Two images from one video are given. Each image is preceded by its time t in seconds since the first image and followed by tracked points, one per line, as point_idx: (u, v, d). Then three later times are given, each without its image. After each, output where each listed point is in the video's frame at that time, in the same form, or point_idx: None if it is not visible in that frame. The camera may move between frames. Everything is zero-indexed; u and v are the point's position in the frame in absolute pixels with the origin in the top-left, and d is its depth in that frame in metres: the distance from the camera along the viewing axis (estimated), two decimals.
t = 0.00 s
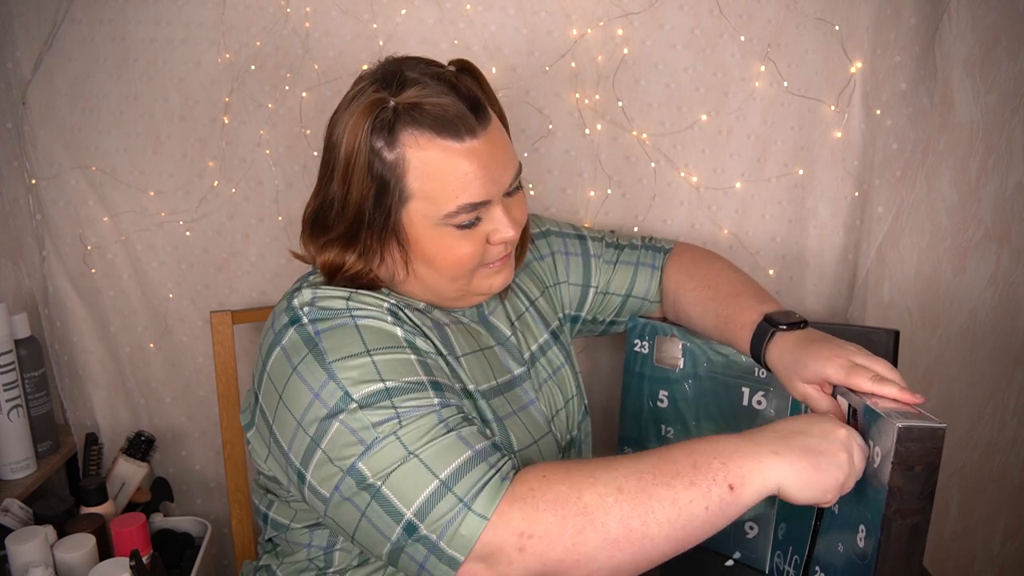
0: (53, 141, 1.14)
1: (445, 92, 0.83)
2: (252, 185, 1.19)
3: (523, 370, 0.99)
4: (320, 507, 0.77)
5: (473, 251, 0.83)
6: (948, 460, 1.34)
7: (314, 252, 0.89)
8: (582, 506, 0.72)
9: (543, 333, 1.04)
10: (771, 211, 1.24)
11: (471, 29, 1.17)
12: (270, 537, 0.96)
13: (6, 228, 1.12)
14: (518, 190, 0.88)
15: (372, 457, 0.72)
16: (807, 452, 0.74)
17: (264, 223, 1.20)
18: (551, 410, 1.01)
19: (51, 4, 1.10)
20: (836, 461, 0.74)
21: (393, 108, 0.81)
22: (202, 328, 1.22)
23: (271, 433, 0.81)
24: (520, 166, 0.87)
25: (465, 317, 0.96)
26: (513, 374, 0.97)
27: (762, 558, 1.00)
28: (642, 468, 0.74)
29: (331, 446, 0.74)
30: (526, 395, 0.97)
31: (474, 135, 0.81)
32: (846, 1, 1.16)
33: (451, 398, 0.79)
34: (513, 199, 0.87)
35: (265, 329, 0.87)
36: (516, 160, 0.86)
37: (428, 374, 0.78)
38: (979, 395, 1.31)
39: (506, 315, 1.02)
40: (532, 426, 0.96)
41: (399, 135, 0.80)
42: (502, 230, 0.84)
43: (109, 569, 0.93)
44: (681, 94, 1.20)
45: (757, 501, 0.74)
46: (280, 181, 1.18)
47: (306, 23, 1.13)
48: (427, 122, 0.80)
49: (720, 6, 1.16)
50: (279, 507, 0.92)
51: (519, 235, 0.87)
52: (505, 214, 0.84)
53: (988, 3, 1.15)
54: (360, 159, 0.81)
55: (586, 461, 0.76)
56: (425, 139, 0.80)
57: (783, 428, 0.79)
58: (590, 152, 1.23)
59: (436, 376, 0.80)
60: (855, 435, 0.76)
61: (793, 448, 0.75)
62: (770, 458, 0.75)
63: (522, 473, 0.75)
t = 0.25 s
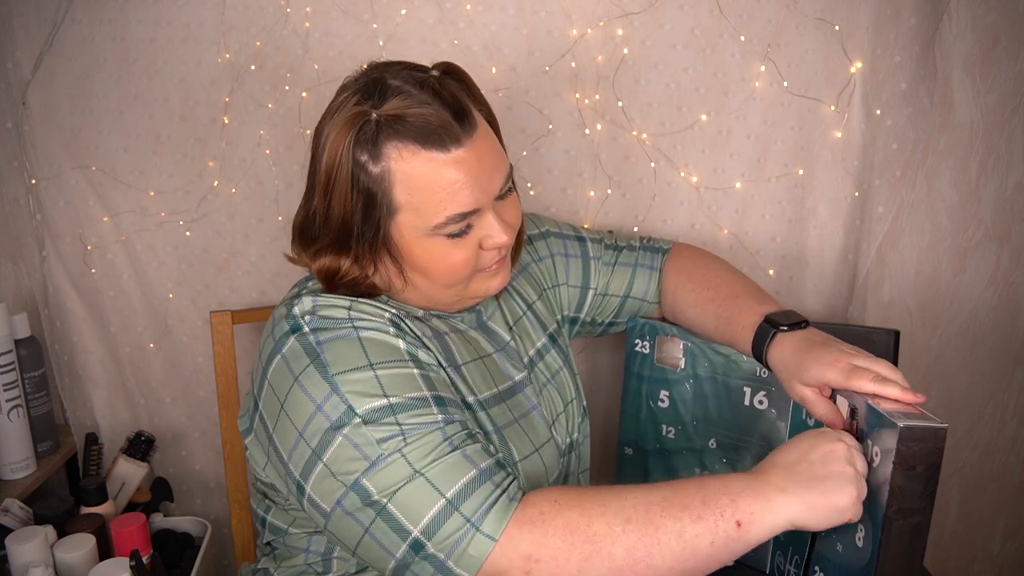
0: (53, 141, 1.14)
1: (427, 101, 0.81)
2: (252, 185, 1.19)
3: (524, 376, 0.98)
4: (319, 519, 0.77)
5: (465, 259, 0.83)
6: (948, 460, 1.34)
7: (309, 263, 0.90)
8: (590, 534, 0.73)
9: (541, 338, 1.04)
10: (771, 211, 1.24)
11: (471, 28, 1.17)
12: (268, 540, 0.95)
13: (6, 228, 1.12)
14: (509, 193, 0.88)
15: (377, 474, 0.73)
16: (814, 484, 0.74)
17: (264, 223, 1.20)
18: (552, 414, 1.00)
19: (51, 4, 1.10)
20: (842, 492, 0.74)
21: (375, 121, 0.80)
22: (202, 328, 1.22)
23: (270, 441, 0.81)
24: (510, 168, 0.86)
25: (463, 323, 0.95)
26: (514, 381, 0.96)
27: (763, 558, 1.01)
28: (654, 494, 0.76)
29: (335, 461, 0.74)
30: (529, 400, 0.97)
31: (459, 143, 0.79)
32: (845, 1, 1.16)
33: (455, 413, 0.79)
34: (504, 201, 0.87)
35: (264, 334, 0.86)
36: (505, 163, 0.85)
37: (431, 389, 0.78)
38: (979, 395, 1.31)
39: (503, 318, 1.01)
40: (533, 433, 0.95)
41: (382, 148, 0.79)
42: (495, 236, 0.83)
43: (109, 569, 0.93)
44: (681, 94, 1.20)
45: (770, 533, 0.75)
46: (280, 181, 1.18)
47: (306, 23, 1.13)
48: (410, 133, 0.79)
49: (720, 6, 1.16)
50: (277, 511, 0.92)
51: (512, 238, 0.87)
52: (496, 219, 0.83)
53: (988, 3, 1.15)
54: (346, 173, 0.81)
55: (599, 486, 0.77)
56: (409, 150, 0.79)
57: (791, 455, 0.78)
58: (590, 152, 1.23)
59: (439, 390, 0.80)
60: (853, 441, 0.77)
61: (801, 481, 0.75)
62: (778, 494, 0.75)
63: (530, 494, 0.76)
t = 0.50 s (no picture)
0: (53, 141, 1.14)
1: (425, 104, 0.81)
2: (252, 185, 1.19)
3: (532, 377, 0.98)
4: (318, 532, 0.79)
5: (470, 261, 0.83)
6: (948, 460, 1.34)
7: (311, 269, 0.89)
8: (565, 565, 0.73)
9: (546, 340, 1.03)
10: (771, 211, 1.24)
11: (471, 28, 1.17)
12: (273, 541, 0.95)
13: (6, 228, 1.12)
14: (511, 193, 0.87)
15: (375, 504, 0.73)
16: (774, 493, 0.74)
17: (264, 223, 1.20)
18: (561, 414, 0.99)
19: (51, 4, 1.10)
20: (803, 502, 0.73)
21: (374, 126, 0.80)
22: (202, 328, 1.22)
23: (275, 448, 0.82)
24: (511, 168, 0.86)
25: (468, 326, 0.95)
26: (523, 382, 0.96)
27: (762, 557, 1.00)
28: (620, 511, 0.75)
29: (333, 486, 0.75)
30: (539, 402, 0.97)
31: (459, 144, 0.79)
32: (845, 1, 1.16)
33: (459, 438, 0.78)
34: (507, 202, 0.86)
35: (272, 338, 0.86)
36: (505, 163, 0.85)
37: (436, 413, 0.78)
38: (979, 395, 1.31)
39: (509, 321, 1.00)
40: (542, 433, 0.95)
41: (382, 153, 0.79)
42: (498, 236, 0.83)
43: (109, 569, 0.93)
44: (682, 94, 1.20)
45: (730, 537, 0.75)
46: (280, 181, 1.18)
47: (306, 23, 1.13)
48: (409, 137, 0.79)
49: (720, 6, 1.16)
50: (281, 514, 0.92)
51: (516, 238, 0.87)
52: (500, 219, 0.83)
53: (988, 3, 1.15)
54: (347, 179, 0.81)
55: (572, 508, 0.77)
56: (409, 154, 0.79)
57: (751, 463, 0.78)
58: (590, 152, 1.23)
59: (444, 413, 0.79)
60: (835, 463, 0.75)
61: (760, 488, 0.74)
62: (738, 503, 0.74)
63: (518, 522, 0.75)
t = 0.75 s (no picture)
0: (53, 141, 1.14)
1: (433, 103, 0.81)
2: (252, 185, 1.19)
3: (533, 376, 0.98)
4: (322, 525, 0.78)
5: (476, 260, 0.83)
6: (948, 460, 1.34)
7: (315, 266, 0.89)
8: (577, 542, 0.73)
9: (547, 338, 1.03)
10: (771, 211, 1.24)
11: (471, 28, 1.17)
12: (275, 539, 0.95)
13: (6, 228, 1.12)
14: (517, 193, 0.88)
15: (381, 490, 0.73)
16: (782, 473, 0.74)
17: (264, 223, 1.20)
18: (561, 411, 0.99)
19: (51, 4, 1.10)
20: (813, 480, 0.74)
21: (382, 124, 0.80)
22: (202, 328, 1.22)
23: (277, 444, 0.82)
24: (517, 168, 0.86)
25: (470, 324, 0.95)
26: (523, 380, 0.96)
27: (762, 558, 1.00)
28: (629, 493, 0.75)
29: (339, 473, 0.75)
30: (539, 400, 0.97)
31: (467, 144, 0.80)
32: (845, 1, 1.16)
33: (463, 426, 0.79)
34: (513, 202, 0.87)
35: (273, 336, 0.86)
36: (512, 163, 0.85)
37: (440, 401, 0.78)
38: (979, 395, 1.31)
39: (510, 319, 1.00)
40: (543, 431, 0.95)
41: (390, 152, 0.79)
42: (504, 236, 0.83)
43: (109, 569, 0.92)
44: (681, 94, 1.20)
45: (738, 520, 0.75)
46: (280, 181, 1.18)
47: (306, 23, 1.13)
48: (417, 136, 0.79)
49: (720, 6, 1.16)
50: (284, 511, 0.92)
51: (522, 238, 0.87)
52: (506, 219, 0.83)
53: (988, 3, 1.15)
54: (354, 178, 0.80)
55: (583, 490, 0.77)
56: (417, 153, 0.79)
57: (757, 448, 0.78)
58: (590, 152, 1.23)
59: (447, 402, 0.79)
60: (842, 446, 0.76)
61: (768, 470, 0.75)
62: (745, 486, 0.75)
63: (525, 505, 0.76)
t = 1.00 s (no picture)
0: (53, 142, 1.14)
1: (425, 100, 0.81)
2: (252, 185, 1.19)
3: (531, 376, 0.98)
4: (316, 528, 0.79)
5: (472, 257, 0.83)
6: (948, 460, 1.34)
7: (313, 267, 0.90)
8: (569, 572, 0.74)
9: (545, 338, 1.03)
10: (771, 211, 1.24)
11: (471, 28, 1.17)
12: (272, 537, 0.95)
13: (6, 228, 1.12)
14: (513, 191, 0.87)
15: (376, 499, 0.73)
16: (781, 518, 0.76)
17: (264, 223, 1.20)
18: (560, 411, 0.99)
19: (51, 4, 1.10)
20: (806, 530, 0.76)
21: (375, 123, 0.80)
22: (202, 328, 1.22)
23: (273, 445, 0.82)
24: (511, 165, 0.86)
25: (468, 323, 0.95)
26: (522, 380, 0.96)
27: (762, 558, 1.00)
28: (627, 524, 0.75)
29: (333, 480, 0.75)
30: (537, 399, 0.97)
31: (459, 140, 0.80)
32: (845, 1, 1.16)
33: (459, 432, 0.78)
34: (508, 199, 0.86)
35: (272, 336, 0.86)
36: (506, 159, 0.85)
37: (436, 407, 0.78)
38: (979, 395, 1.31)
39: (508, 319, 1.00)
40: (541, 431, 0.95)
41: (383, 149, 0.79)
42: (500, 232, 0.83)
43: (109, 569, 0.93)
44: (682, 94, 1.20)
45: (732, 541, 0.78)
46: (281, 181, 1.18)
47: (306, 23, 1.13)
48: (410, 133, 0.79)
49: (720, 6, 1.16)
50: (281, 509, 0.92)
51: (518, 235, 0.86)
52: (501, 216, 0.83)
53: (988, 3, 1.15)
54: (348, 176, 0.81)
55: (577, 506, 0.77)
56: (410, 150, 0.79)
57: (765, 482, 0.76)
58: (590, 152, 1.23)
59: (443, 407, 0.79)
60: (843, 481, 0.75)
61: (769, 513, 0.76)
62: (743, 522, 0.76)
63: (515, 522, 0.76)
